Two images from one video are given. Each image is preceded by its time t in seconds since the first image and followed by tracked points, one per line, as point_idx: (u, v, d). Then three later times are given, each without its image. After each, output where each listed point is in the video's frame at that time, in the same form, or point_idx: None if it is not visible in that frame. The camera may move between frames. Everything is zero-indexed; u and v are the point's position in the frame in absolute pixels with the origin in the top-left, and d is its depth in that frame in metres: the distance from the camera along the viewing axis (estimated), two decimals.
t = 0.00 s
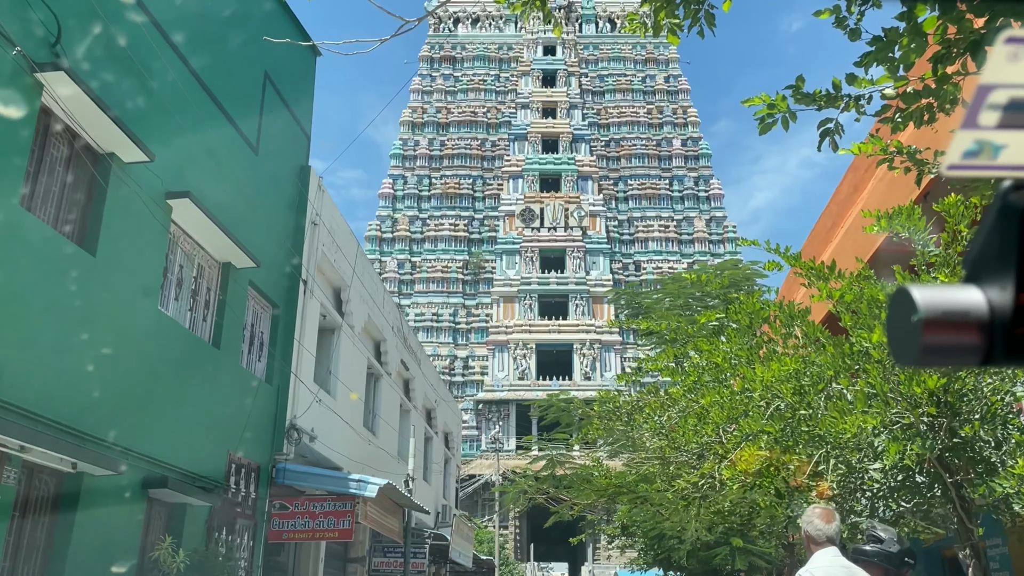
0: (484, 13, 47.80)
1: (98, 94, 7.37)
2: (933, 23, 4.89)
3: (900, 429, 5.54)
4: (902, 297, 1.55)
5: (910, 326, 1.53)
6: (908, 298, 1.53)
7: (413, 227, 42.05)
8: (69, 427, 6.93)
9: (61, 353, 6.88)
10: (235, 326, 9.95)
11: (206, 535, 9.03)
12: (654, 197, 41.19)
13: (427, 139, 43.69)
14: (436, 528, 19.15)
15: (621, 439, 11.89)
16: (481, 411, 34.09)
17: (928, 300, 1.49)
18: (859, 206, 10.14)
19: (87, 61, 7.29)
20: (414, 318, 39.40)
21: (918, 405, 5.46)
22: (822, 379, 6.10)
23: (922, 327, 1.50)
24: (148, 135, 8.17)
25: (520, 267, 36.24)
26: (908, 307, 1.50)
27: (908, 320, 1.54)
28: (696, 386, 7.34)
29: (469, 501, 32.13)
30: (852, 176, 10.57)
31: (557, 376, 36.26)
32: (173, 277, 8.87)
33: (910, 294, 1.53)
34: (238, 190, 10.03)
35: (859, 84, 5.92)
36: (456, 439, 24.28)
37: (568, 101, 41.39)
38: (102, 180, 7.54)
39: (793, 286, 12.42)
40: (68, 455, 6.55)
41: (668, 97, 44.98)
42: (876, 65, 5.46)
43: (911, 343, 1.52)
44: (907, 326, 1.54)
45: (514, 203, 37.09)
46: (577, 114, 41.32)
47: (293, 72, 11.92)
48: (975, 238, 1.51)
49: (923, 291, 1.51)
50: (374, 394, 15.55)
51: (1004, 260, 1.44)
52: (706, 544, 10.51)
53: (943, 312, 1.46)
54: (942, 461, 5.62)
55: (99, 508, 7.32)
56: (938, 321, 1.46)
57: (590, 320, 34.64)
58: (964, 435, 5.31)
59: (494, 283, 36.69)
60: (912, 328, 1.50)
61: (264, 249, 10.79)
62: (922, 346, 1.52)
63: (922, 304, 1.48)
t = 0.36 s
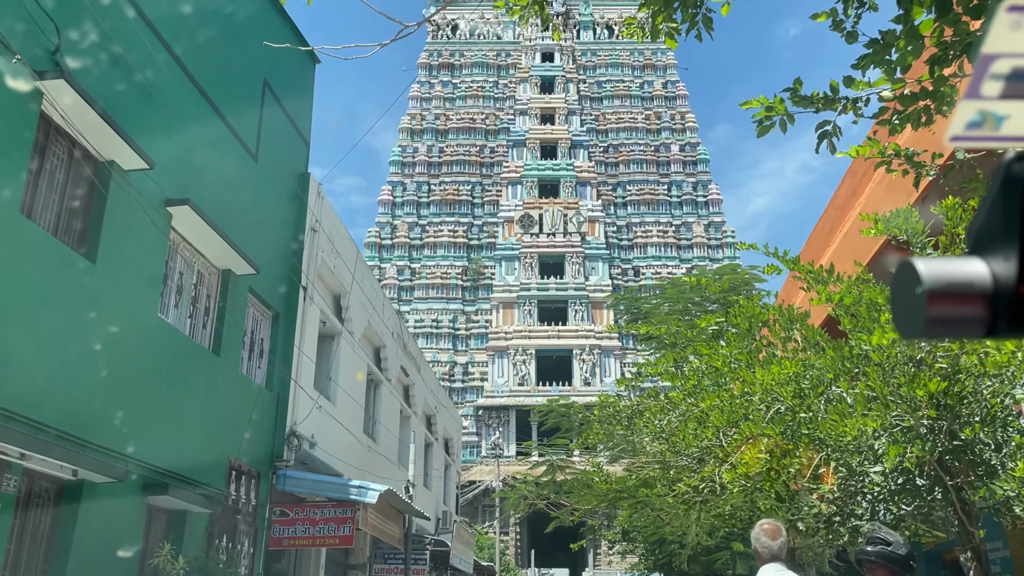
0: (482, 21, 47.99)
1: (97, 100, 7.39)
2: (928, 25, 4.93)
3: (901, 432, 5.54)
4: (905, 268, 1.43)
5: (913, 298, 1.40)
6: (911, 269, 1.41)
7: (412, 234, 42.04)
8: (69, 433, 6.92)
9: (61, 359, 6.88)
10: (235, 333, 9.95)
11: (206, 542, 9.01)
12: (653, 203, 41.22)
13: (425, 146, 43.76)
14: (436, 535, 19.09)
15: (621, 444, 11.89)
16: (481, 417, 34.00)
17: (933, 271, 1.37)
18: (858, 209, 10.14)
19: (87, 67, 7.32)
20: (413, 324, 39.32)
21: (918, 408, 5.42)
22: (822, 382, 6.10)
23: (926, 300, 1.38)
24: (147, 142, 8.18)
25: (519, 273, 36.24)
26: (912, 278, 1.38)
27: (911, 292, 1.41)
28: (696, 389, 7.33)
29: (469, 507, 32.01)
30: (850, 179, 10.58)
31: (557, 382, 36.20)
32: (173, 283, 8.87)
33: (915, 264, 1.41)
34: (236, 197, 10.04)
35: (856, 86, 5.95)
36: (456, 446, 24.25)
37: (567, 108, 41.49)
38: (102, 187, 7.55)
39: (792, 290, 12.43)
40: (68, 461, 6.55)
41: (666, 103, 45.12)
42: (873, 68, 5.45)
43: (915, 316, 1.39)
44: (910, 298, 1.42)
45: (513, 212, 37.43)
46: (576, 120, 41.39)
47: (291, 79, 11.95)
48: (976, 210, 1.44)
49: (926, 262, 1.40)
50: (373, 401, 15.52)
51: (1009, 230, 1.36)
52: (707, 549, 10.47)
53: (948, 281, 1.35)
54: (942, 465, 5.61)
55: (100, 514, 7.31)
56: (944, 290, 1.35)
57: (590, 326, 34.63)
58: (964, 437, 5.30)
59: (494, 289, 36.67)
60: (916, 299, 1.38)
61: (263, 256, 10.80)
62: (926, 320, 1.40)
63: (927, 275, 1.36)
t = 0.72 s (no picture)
0: (480, 31, 48.16)
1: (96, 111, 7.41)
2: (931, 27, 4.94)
3: (905, 439, 5.50)
4: (957, 245, 1.53)
5: (964, 274, 1.50)
6: (964, 245, 1.50)
7: (412, 244, 42.00)
8: (69, 445, 6.87)
9: (61, 371, 6.84)
10: (234, 344, 9.92)
11: (206, 555, 8.96)
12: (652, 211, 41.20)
13: (425, 156, 43.81)
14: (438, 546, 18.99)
15: (622, 453, 11.84)
16: (481, 427, 33.85)
17: (984, 247, 1.47)
18: (858, 216, 10.13)
19: (86, 79, 7.34)
20: (413, 335, 39.17)
21: (922, 415, 5.39)
22: (826, 390, 6.07)
23: (978, 274, 1.48)
24: (145, 153, 8.17)
25: (519, 282, 36.22)
26: (963, 256, 1.49)
27: (963, 268, 1.51)
28: (698, 398, 7.30)
29: (470, 518, 31.83)
30: (850, 187, 10.58)
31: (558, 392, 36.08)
32: (172, 294, 8.85)
33: (967, 242, 1.51)
34: (235, 207, 10.02)
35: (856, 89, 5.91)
36: (457, 458, 24.18)
37: (566, 117, 41.53)
38: (100, 198, 7.55)
39: (794, 297, 12.41)
40: (66, 474, 6.52)
41: (665, 112, 45.24)
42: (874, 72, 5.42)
43: (966, 291, 1.49)
44: (963, 274, 1.51)
45: (512, 219, 37.30)
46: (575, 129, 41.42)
47: (289, 90, 11.95)
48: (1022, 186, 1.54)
49: (976, 239, 1.50)
50: (374, 411, 15.48)
51: None
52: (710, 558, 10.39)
53: (1000, 257, 1.45)
54: (946, 471, 5.58)
55: (99, 528, 7.28)
56: (995, 266, 1.45)
57: (590, 335, 34.54)
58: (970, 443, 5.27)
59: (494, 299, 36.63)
60: (968, 275, 1.48)
61: (262, 266, 10.78)
62: (977, 295, 1.50)
63: (978, 250, 1.46)
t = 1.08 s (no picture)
0: (479, 47, 48.39)
1: (96, 125, 7.41)
2: (940, 27, 4.92)
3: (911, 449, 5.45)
4: None
5: None
6: None
7: (413, 258, 41.92)
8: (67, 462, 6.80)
9: (60, 385, 6.79)
10: (235, 358, 9.88)
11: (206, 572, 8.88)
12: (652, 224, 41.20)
13: (425, 171, 43.88)
14: (439, 562, 18.85)
15: (625, 467, 11.79)
16: (482, 441, 33.62)
17: None
18: (860, 226, 10.11)
19: (87, 92, 7.34)
20: (414, 349, 38.99)
21: (928, 425, 5.34)
22: (830, 400, 6.03)
23: None
24: (145, 166, 8.15)
25: (520, 296, 36.18)
26: None
27: None
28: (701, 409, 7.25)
29: (471, 534, 31.55)
30: (850, 198, 10.57)
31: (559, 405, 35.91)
32: (172, 308, 8.83)
33: None
34: (235, 221, 9.99)
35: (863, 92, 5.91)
36: (458, 473, 24.08)
37: (565, 130, 41.62)
38: (100, 212, 7.54)
39: (796, 308, 12.39)
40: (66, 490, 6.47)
41: (664, 126, 45.38)
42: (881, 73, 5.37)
43: None
44: None
45: (513, 235, 37.51)
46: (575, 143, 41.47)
47: (289, 104, 11.96)
48: None
49: None
50: (375, 426, 15.42)
51: None
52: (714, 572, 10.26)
53: None
54: (954, 482, 5.53)
55: (99, 544, 7.21)
56: None
57: (591, 348, 34.44)
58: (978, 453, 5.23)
59: (494, 312, 36.54)
60: None
61: (263, 280, 10.75)
62: None
63: None
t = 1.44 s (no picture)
0: (479, 67, 48.69)
1: (97, 142, 7.41)
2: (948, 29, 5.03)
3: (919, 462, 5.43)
4: None
5: None
6: None
7: (414, 276, 41.83)
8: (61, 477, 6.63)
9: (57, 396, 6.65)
10: (235, 376, 9.82)
11: None
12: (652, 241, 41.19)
13: (425, 190, 43.94)
14: None
15: (629, 484, 11.72)
16: (484, 461, 33.34)
17: None
18: (863, 240, 10.09)
19: (88, 110, 7.35)
20: (415, 368, 38.78)
21: (936, 438, 5.37)
22: (837, 413, 6.00)
23: None
24: (145, 183, 8.13)
25: (521, 314, 36.12)
26: None
27: None
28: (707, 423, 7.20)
29: (473, 554, 31.19)
30: (852, 212, 10.56)
31: (561, 424, 35.68)
32: (172, 326, 8.78)
33: None
34: (235, 238, 9.98)
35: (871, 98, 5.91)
36: (460, 493, 23.95)
37: (565, 149, 41.72)
38: (100, 230, 7.53)
39: (799, 323, 12.34)
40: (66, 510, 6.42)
41: (663, 144, 45.54)
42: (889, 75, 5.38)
43: None
44: None
45: (513, 252, 37.46)
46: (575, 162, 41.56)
47: (290, 123, 12.00)
48: None
49: None
50: (377, 445, 15.34)
51: None
52: None
53: None
54: (963, 496, 5.50)
55: (98, 565, 7.14)
56: None
57: (593, 366, 34.29)
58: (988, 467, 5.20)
59: (496, 331, 36.43)
60: None
61: (265, 298, 10.73)
62: None
63: None
